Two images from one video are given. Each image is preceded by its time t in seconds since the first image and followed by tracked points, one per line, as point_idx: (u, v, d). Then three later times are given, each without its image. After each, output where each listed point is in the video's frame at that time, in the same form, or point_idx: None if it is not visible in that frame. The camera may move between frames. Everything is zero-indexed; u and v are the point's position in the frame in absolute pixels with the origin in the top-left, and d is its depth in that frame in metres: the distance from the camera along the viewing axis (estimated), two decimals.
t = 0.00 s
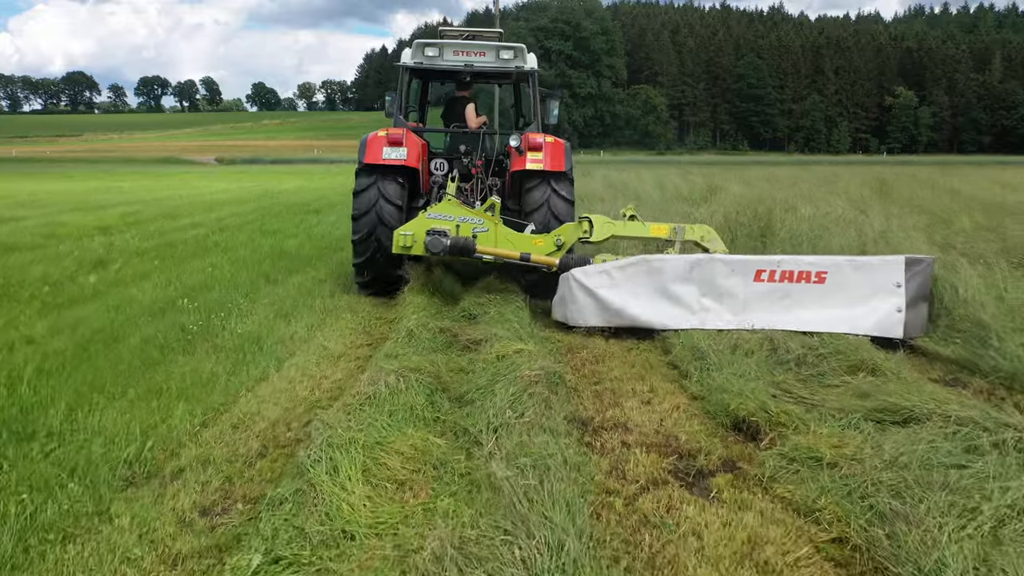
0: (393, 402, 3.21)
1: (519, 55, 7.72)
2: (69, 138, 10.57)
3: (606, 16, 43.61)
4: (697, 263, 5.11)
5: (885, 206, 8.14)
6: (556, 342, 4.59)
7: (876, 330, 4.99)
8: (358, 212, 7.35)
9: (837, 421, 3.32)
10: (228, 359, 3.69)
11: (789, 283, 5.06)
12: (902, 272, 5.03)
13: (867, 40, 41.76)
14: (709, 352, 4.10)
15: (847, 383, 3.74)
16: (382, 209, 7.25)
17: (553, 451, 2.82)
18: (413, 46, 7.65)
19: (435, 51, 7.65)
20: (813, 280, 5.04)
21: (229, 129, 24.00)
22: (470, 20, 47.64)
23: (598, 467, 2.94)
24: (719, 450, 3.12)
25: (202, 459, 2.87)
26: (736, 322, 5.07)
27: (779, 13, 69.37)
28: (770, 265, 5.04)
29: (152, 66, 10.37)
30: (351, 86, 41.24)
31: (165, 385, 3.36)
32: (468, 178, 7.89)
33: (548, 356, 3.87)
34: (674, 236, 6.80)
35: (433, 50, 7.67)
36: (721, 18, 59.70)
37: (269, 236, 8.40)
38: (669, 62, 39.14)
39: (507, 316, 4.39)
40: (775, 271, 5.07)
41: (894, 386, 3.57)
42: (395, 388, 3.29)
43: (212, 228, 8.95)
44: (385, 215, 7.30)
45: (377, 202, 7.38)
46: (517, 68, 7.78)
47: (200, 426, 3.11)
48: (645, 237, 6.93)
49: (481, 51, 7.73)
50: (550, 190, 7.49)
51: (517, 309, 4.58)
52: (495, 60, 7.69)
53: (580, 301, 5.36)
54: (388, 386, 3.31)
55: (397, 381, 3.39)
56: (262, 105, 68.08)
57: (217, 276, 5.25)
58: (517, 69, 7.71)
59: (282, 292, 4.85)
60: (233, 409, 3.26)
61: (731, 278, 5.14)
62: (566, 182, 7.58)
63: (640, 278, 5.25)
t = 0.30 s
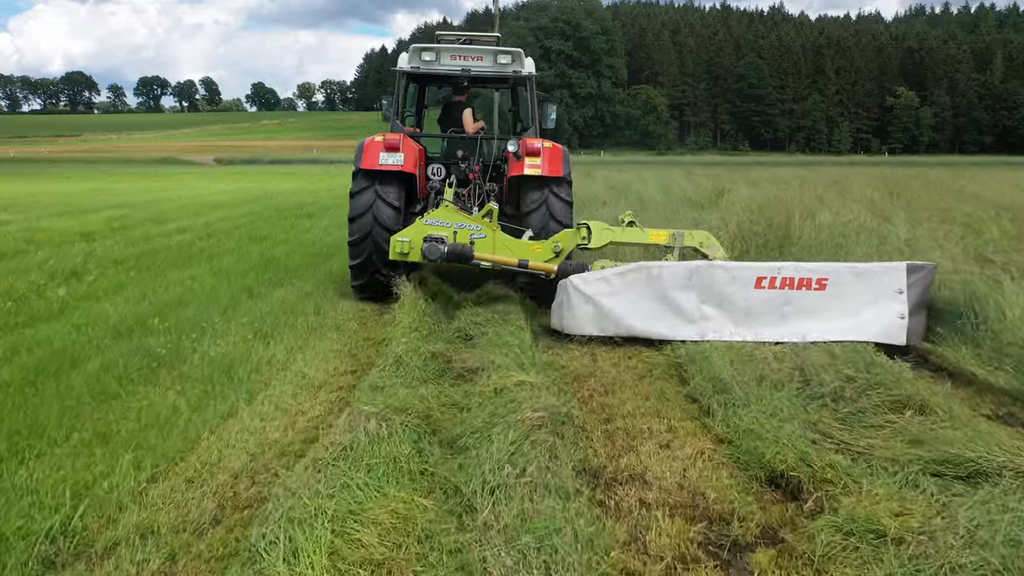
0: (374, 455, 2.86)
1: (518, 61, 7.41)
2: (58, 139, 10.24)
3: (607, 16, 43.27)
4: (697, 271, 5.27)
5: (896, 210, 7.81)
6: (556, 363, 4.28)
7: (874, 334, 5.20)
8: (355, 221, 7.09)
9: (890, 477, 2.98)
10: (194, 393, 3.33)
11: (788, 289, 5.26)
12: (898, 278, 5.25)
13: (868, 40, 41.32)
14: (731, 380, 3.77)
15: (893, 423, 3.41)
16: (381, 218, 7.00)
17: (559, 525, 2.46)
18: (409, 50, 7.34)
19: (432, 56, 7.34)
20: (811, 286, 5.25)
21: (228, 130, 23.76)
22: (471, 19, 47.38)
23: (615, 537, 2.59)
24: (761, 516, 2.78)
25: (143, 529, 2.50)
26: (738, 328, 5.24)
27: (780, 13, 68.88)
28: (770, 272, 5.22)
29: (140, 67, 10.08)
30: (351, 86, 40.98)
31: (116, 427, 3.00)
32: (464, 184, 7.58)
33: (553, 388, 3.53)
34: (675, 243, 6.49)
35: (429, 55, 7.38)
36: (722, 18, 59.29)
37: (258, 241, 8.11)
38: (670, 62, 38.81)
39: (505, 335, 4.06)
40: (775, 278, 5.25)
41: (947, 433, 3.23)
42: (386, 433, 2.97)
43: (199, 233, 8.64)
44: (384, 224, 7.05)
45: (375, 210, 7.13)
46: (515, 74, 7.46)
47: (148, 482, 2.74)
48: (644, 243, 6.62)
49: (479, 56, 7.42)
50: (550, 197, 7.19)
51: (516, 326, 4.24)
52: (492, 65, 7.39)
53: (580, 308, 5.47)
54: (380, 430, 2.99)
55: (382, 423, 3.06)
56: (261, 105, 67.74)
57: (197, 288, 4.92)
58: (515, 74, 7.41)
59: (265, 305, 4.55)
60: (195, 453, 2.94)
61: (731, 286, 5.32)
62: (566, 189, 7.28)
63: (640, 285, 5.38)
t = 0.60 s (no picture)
0: (347, 531, 2.45)
1: (514, 65, 7.20)
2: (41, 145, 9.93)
3: (607, 17, 42.92)
4: (697, 278, 4.85)
5: (910, 213, 7.44)
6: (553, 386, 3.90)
7: (878, 344, 4.79)
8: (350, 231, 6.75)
9: (966, 559, 2.54)
10: (145, 440, 2.94)
11: (789, 297, 4.84)
12: (903, 283, 4.82)
13: (870, 40, 41.05)
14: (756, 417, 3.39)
15: (949, 476, 3.01)
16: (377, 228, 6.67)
17: None
18: (403, 55, 7.12)
19: (426, 61, 7.12)
20: (813, 294, 4.83)
21: (224, 133, 23.45)
22: (471, 19, 47.03)
23: None
24: None
25: None
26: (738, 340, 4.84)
27: (781, 13, 68.70)
28: (771, 279, 4.79)
29: (129, 69, 9.80)
30: (350, 88, 40.70)
31: (48, 483, 2.61)
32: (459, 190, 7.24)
33: (557, 434, 3.12)
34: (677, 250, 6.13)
35: (424, 60, 7.16)
36: (723, 19, 58.82)
37: (245, 247, 7.78)
38: (671, 63, 38.51)
39: (503, 361, 3.68)
40: (775, 284, 4.83)
41: None
42: (362, 499, 2.58)
43: (186, 239, 8.32)
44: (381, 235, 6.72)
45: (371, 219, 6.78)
46: (511, 78, 7.25)
47: (73, 558, 2.33)
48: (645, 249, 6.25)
49: (474, 61, 7.19)
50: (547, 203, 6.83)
51: (513, 346, 3.87)
52: (486, 69, 7.17)
53: (575, 317, 5.05)
54: (356, 495, 2.60)
55: (356, 484, 2.65)
56: (261, 106, 67.73)
57: (169, 304, 4.54)
58: (510, 79, 7.20)
59: (241, 322, 4.19)
60: (137, 517, 2.55)
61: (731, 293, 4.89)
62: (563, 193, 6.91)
63: (636, 292, 4.95)
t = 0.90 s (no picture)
0: None
1: (508, 69, 6.87)
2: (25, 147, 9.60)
3: (607, 17, 42.62)
4: (692, 288, 4.58)
5: (922, 217, 7.09)
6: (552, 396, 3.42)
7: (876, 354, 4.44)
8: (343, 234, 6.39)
9: None
10: (78, 503, 2.40)
11: (787, 306, 4.51)
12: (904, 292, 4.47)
13: (872, 39, 40.74)
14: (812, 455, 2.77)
15: None
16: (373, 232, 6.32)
17: None
18: (395, 58, 6.80)
19: (418, 65, 6.80)
20: (811, 303, 4.50)
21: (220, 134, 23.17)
22: (471, 19, 46.72)
23: None
24: None
25: None
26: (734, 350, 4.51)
27: (782, 12, 68.51)
28: (767, 287, 4.48)
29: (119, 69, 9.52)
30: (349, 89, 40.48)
31: None
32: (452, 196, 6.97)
33: (563, 498, 2.53)
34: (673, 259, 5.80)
35: (416, 65, 6.84)
36: (723, 18, 58.50)
37: (232, 254, 7.44)
38: (671, 62, 38.17)
39: (502, 390, 3.10)
40: (773, 293, 4.52)
41: None
42: None
43: (171, 246, 7.98)
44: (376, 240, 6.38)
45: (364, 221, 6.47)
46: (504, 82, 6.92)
47: None
48: (635, 256, 5.93)
49: (466, 64, 6.86)
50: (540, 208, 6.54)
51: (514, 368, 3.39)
52: (479, 74, 6.84)
53: (569, 328, 4.79)
54: None
55: None
56: (261, 106, 67.53)
57: (139, 322, 4.14)
58: (505, 83, 6.87)
59: (215, 343, 3.79)
60: None
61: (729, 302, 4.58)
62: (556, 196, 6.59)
63: (631, 303, 4.68)
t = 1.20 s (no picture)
0: None
1: (503, 73, 6.63)
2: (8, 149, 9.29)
3: (608, 16, 42.31)
4: (688, 294, 4.15)
5: (936, 222, 6.75)
6: (552, 426, 2.94)
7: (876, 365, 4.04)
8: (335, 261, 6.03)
9: None
10: None
11: (784, 314, 4.10)
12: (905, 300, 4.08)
13: (874, 39, 40.43)
14: (882, 520, 2.21)
15: None
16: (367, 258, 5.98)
17: None
18: (388, 63, 6.48)
19: (413, 71, 6.49)
20: (809, 311, 4.09)
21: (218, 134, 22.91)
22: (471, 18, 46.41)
23: None
24: None
25: None
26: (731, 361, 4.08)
27: (783, 12, 68.30)
28: (766, 294, 4.07)
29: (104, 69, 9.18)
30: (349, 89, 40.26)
31: None
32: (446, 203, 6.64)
33: None
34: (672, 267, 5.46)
35: (410, 70, 6.57)
36: (724, 17, 58.13)
37: (217, 262, 7.11)
38: (672, 62, 37.82)
39: (500, 434, 2.64)
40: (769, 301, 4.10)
41: None
42: None
43: (155, 253, 7.65)
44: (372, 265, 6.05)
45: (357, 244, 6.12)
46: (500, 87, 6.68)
47: None
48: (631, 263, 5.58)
49: (461, 69, 6.61)
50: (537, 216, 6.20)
51: (512, 403, 2.93)
52: (474, 79, 6.59)
53: (561, 335, 4.29)
54: None
55: None
56: (262, 106, 67.42)
57: (103, 343, 3.77)
58: (501, 88, 6.63)
59: (180, 371, 3.38)
60: None
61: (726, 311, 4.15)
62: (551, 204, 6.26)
63: (625, 310, 4.21)
